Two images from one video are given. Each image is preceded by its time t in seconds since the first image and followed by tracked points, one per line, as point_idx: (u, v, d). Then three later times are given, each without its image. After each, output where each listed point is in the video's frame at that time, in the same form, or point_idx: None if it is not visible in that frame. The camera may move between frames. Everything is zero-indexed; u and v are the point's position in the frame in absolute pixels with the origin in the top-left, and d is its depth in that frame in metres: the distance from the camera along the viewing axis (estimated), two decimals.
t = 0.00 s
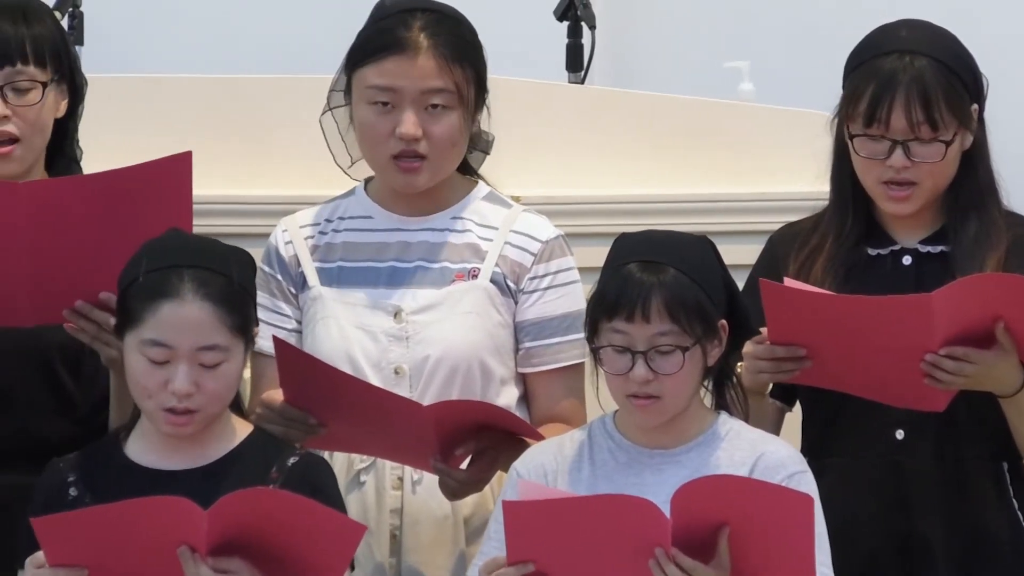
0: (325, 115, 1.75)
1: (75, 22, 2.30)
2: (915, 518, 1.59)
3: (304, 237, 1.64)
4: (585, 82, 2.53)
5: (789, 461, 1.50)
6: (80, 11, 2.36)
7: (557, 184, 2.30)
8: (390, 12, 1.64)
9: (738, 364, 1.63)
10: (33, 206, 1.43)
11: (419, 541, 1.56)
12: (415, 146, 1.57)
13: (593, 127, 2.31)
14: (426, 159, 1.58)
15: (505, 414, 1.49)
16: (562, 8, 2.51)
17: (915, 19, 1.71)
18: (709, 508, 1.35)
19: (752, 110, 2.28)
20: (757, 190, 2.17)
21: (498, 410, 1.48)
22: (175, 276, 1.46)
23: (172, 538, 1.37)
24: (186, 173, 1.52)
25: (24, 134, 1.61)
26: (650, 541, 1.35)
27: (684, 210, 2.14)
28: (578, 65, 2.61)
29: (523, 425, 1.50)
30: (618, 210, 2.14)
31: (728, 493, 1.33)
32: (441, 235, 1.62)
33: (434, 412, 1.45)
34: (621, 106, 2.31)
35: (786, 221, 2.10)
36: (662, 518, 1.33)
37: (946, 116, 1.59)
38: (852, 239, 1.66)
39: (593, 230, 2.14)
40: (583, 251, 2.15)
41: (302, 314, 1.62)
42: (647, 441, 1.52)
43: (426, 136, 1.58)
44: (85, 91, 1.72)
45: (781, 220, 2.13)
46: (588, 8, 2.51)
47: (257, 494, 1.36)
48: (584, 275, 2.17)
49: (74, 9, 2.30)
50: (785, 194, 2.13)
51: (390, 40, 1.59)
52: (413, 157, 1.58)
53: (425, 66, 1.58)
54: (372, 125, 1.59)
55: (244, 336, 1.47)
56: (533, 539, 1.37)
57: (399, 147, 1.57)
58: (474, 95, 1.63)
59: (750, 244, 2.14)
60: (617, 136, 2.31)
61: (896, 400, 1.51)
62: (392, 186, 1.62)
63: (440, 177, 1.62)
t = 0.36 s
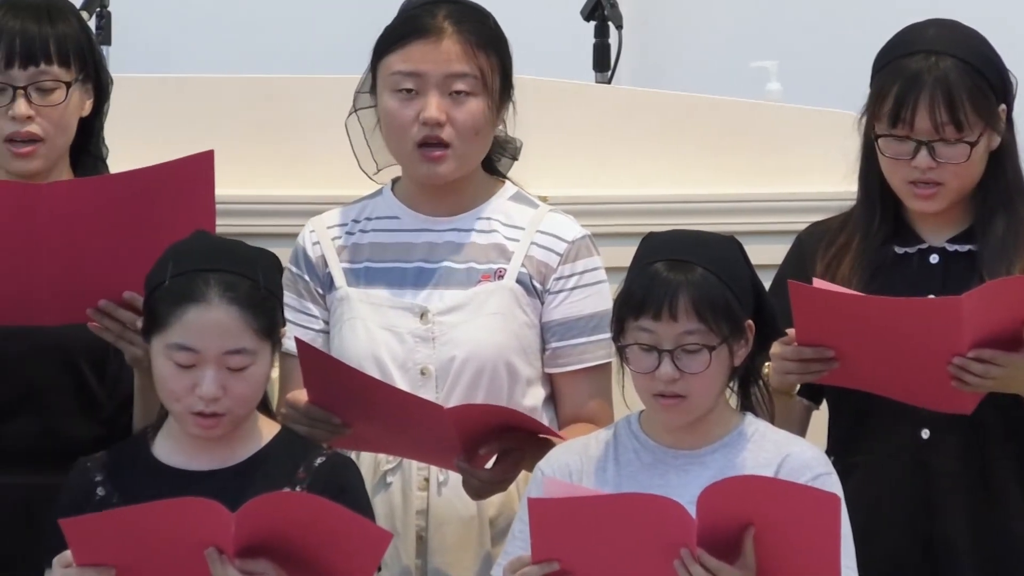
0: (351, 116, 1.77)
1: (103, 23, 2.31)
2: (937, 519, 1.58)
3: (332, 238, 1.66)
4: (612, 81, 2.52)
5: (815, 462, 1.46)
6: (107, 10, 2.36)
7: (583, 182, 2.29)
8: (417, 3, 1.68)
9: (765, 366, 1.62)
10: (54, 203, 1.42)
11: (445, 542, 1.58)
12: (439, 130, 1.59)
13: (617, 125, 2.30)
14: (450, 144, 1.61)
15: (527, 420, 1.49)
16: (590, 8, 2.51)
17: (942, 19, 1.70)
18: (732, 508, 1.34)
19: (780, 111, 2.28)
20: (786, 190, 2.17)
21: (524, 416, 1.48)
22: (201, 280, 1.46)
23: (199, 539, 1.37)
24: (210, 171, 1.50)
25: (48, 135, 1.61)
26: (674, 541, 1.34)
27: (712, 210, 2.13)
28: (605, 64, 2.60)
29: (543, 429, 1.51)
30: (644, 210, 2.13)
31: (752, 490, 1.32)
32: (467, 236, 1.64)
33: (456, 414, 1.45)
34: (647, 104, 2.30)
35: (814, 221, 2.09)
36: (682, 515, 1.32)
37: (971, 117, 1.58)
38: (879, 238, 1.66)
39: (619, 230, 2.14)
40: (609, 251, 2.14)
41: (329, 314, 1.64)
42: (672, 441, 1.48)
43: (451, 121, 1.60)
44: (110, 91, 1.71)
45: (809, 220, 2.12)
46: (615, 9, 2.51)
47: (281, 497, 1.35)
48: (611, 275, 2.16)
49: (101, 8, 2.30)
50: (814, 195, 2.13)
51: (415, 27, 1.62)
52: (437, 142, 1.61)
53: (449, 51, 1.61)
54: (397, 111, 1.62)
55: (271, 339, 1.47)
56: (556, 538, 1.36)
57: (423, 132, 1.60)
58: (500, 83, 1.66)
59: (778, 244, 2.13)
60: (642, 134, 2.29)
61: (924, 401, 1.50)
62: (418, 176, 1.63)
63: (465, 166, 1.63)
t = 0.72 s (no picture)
0: (376, 117, 1.77)
1: (129, 23, 2.31)
2: (965, 519, 1.57)
3: (358, 240, 1.67)
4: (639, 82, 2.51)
5: (840, 465, 1.44)
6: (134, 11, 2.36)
7: (610, 183, 2.28)
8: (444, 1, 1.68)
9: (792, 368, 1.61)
10: (85, 204, 1.42)
11: (471, 543, 1.58)
12: (464, 127, 1.59)
13: (645, 125, 2.29)
14: (475, 142, 1.60)
15: (553, 421, 1.49)
16: (616, 7, 2.50)
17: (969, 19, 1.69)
18: (760, 511, 1.33)
19: (803, 110, 2.26)
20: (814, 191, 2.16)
21: (551, 417, 1.48)
22: (224, 280, 1.46)
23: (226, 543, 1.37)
24: (240, 174, 1.51)
25: (73, 135, 1.61)
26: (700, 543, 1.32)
27: (739, 210, 2.12)
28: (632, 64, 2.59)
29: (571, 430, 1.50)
30: (670, 210, 2.12)
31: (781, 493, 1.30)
32: (492, 236, 1.64)
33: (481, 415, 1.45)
34: (674, 104, 2.29)
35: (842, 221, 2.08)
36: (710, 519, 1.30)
37: (998, 116, 1.57)
38: (906, 239, 1.65)
39: (647, 231, 2.13)
40: (635, 251, 2.13)
41: (356, 316, 1.65)
42: (696, 442, 1.46)
43: (476, 118, 1.60)
44: (136, 92, 1.71)
45: (838, 221, 2.11)
46: (643, 8, 2.50)
47: (312, 501, 1.35)
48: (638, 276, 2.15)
49: (128, 9, 2.29)
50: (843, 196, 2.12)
51: (441, 24, 1.62)
52: (462, 140, 1.60)
53: (475, 48, 1.61)
54: (422, 108, 1.61)
55: (295, 339, 1.47)
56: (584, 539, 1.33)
57: (448, 130, 1.59)
58: (526, 81, 1.65)
59: (806, 245, 2.12)
60: (670, 134, 2.29)
61: (951, 402, 1.49)
62: (441, 174, 1.63)
63: (490, 166, 1.63)
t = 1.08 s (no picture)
0: (408, 122, 1.78)
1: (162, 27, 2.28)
2: (1000, 525, 1.56)
3: (389, 245, 1.68)
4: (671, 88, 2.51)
5: (870, 469, 1.40)
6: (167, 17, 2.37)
7: (641, 189, 2.27)
8: (478, 4, 1.69)
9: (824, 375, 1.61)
10: (119, 205, 1.43)
11: (499, 550, 1.57)
12: (491, 127, 1.59)
13: (676, 131, 2.29)
14: (502, 143, 1.60)
15: (579, 428, 1.48)
16: (648, 13, 2.49)
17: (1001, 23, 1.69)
18: (794, 516, 1.31)
19: (835, 116, 2.26)
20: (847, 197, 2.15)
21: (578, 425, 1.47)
22: (254, 288, 1.46)
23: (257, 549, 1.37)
24: (273, 180, 1.52)
25: (104, 139, 1.61)
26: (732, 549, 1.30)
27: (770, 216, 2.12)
28: (664, 70, 2.58)
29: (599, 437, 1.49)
30: (702, 217, 2.11)
31: (813, 499, 1.29)
32: (521, 241, 1.64)
33: (508, 422, 1.44)
34: (706, 110, 2.29)
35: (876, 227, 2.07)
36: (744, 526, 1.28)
37: None
38: (940, 245, 1.63)
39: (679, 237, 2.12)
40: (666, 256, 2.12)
41: (387, 322, 1.66)
42: (724, 446, 1.43)
43: (503, 119, 1.59)
44: (168, 97, 1.71)
45: (870, 227, 2.10)
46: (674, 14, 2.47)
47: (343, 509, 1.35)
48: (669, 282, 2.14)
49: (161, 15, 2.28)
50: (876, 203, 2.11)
51: (473, 25, 1.63)
52: (489, 139, 1.60)
53: (505, 48, 1.61)
54: (451, 108, 1.62)
55: (326, 345, 1.47)
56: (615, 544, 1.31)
57: (475, 130, 1.59)
58: (556, 85, 1.65)
59: (840, 252, 2.11)
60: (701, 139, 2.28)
61: (985, 410, 1.48)
62: (468, 176, 1.63)
63: (517, 169, 1.62)
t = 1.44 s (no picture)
0: (437, 125, 1.78)
1: (192, 32, 2.24)
2: None
3: (418, 251, 1.69)
4: (700, 92, 2.50)
5: (901, 474, 1.40)
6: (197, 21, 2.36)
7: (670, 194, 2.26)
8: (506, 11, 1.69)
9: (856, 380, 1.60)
10: (154, 211, 1.43)
11: (530, 554, 1.58)
12: (521, 136, 1.59)
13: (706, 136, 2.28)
14: (531, 150, 1.60)
15: (611, 436, 1.47)
16: (678, 18, 2.49)
17: None
18: (828, 519, 1.29)
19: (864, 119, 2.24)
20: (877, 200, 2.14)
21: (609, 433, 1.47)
22: (284, 292, 1.46)
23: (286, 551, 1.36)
24: (304, 185, 1.52)
25: (131, 145, 1.57)
26: (762, 550, 1.28)
27: (800, 221, 2.11)
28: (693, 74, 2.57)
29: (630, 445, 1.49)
30: (731, 221, 2.12)
31: (847, 501, 1.27)
32: (551, 246, 1.64)
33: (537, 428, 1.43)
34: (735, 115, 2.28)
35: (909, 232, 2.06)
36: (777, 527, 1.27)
37: None
38: (972, 250, 1.63)
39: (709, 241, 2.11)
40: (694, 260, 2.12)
41: (415, 327, 1.66)
42: (756, 452, 1.42)
43: (533, 127, 1.59)
44: (197, 102, 1.67)
45: (902, 231, 2.10)
46: (704, 18, 2.46)
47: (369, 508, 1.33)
48: (698, 286, 2.14)
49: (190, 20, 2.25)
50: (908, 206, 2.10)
51: (501, 32, 1.63)
52: (518, 148, 1.60)
53: (533, 56, 1.61)
54: (480, 116, 1.61)
55: (355, 350, 1.47)
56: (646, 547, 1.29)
57: (505, 138, 1.59)
58: (584, 91, 1.65)
59: (870, 255, 2.10)
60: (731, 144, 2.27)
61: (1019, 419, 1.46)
62: (497, 183, 1.63)
63: (546, 176, 1.62)
